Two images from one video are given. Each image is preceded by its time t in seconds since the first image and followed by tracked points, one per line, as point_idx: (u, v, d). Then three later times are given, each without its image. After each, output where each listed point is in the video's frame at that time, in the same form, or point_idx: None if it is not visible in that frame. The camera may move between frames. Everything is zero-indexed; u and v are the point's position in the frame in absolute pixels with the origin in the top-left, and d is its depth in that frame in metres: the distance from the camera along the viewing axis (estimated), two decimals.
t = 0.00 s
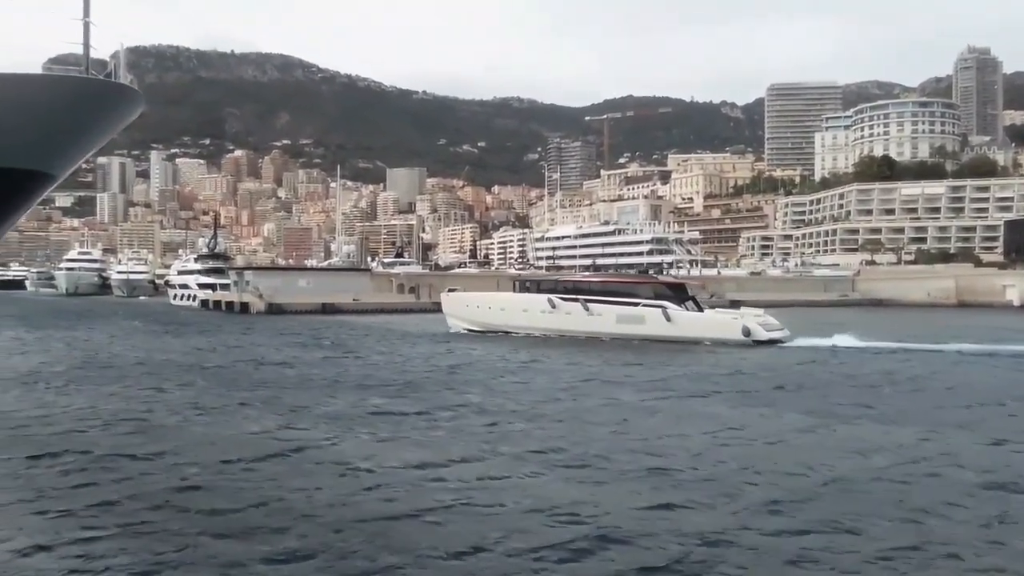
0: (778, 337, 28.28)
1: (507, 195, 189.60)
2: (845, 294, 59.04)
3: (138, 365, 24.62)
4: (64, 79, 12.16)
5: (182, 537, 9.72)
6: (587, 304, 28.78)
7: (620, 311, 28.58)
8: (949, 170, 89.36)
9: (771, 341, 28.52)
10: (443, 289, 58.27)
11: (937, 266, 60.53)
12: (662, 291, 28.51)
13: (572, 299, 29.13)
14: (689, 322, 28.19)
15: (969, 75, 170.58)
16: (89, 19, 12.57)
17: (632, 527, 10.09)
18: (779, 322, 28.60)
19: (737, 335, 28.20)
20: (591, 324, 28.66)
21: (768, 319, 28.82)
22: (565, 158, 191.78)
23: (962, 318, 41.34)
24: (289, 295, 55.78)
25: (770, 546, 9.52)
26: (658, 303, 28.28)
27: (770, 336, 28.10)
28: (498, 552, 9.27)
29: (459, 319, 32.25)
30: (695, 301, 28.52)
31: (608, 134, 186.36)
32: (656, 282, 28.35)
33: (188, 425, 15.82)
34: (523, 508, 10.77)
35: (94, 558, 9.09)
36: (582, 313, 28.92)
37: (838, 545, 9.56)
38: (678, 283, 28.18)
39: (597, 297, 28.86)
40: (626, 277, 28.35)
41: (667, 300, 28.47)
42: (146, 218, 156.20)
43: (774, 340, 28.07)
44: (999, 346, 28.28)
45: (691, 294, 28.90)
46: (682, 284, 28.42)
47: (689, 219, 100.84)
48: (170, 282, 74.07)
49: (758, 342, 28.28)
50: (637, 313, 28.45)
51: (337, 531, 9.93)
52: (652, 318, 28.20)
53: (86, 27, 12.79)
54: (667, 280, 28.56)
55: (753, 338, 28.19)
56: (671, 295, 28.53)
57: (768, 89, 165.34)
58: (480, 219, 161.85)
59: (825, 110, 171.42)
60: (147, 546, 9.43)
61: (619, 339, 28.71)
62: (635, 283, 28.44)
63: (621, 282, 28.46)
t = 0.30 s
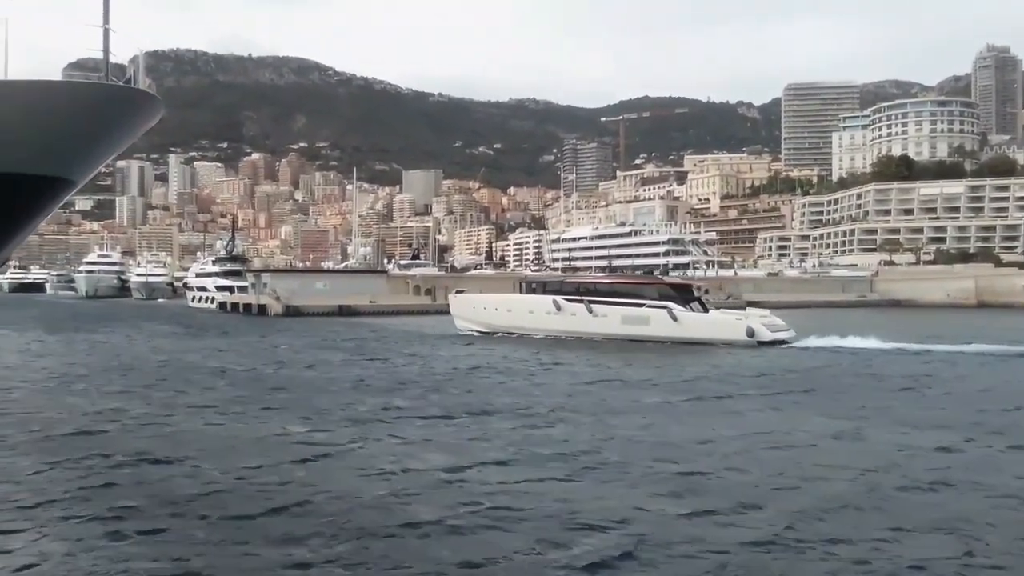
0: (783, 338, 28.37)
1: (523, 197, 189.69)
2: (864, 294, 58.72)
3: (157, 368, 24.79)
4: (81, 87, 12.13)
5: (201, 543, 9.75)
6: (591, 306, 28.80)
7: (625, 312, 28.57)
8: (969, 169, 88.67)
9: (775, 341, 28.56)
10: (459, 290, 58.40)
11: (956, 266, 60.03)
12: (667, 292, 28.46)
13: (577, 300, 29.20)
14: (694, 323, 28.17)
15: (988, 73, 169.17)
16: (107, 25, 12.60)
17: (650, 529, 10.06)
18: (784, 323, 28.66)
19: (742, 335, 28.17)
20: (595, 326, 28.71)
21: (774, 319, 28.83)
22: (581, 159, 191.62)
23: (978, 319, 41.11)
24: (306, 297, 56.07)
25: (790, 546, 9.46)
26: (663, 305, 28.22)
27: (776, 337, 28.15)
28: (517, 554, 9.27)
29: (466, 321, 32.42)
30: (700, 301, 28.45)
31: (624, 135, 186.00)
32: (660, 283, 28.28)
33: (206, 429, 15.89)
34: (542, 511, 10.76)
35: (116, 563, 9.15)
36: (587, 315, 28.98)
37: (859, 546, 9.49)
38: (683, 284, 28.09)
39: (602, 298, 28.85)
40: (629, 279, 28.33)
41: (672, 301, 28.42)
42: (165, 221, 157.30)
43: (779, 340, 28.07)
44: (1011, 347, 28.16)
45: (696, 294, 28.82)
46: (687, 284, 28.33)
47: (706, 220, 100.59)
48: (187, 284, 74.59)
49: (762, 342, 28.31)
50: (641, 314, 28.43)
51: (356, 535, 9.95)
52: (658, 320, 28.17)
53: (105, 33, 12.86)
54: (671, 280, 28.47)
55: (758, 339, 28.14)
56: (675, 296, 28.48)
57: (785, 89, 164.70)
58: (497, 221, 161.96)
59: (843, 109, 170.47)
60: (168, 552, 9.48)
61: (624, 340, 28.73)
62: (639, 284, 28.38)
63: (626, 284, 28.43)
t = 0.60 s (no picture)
0: (788, 338, 28.08)
1: (539, 198, 189.72)
2: (882, 295, 58.34)
3: (179, 369, 25.04)
4: (96, 94, 12.31)
5: (223, 543, 9.94)
6: (596, 307, 29.10)
7: (629, 313, 28.76)
8: (989, 169, 87.97)
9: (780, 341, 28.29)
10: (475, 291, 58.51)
11: (975, 265, 59.47)
12: (672, 293, 28.66)
13: (583, 302, 29.54)
14: (699, 324, 28.15)
15: (1009, 72, 167.65)
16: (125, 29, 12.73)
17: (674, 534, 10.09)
18: (790, 323, 28.40)
19: (746, 336, 27.99)
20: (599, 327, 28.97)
21: (779, 320, 28.59)
22: (597, 160, 191.42)
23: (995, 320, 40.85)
24: (323, 298, 56.35)
25: (814, 552, 9.48)
26: (668, 306, 28.36)
27: (779, 337, 27.94)
28: (541, 557, 9.35)
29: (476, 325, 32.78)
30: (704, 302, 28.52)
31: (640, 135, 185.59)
32: (664, 284, 28.45)
33: (230, 430, 16.04)
34: (567, 513, 10.84)
35: (145, 565, 9.27)
36: (592, 316, 29.25)
37: (882, 549, 9.52)
38: (687, 284, 28.21)
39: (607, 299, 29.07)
40: (634, 279, 28.67)
41: (676, 302, 28.55)
42: (183, 223, 158.39)
43: (782, 340, 27.88)
44: None
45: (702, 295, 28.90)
46: (692, 285, 28.43)
47: (722, 220, 100.27)
48: (206, 286, 75.10)
49: (767, 343, 28.06)
50: (645, 315, 28.57)
51: (382, 535, 10.07)
52: (662, 320, 28.27)
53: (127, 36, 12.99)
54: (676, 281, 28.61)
55: (762, 339, 27.91)
56: (680, 297, 28.60)
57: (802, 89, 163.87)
58: (512, 222, 162.10)
59: (861, 108, 169.41)
60: (195, 553, 9.61)
61: (628, 341, 28.84)
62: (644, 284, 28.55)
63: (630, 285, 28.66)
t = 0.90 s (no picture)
0: (794, 338, 28.06)
1: (554, 198, 189.49)
2: (902, 295, 57.82)
3: (195, 370, 24.97)
4: (113, 99, 10.77)
5: (225, 537, 9.77)
6: (601, 308, 28.97)
7: (634, 313, 28.61)
8: (1010, 167, 87.09)
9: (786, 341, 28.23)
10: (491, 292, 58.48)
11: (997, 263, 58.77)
12: (678, 293, 28.43)
13: (588, 302, 29.42)
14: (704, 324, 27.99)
15: None
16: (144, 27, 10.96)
17: (709, 538, 9.66)
18: (797, 323, 28.39)
19: (752, 336, 27.89)
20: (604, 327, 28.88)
21: (786, 321, 28.58)
22: (612, 159, 191.07)
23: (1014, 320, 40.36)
24: (339, 298, 56.44)
25: (858, 559, 9.05)
26: (674, 305, 28.17)
27: (785, 336, 27.87)
28: (572, 563, 8.92)
29: (482, 324, 32.79)
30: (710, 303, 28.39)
31: (656, 134, 185.03)
32: (670, 284, 28.29)
33: (247, 431, 15.73)
34: (595, 517, 10.44)
35: (159, 566, 8.88)
36: (596, 316, 29.13)
37: (910, 552, 9.23)
38: (693, 284, 28.04)
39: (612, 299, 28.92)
40: (639, 279, 28.45)
41: (682, 302, 28.39)
42: (201, 224, 159.45)
43: (789, 340, 27.85)
44: None
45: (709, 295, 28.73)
46: (698, 285, 28.25)
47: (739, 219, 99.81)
48: (223, 286, 75.45)
49: (773, 343, 27.98)
50: (651, 315, 28.43)
51: (405, 537, 9.67)
52: (667, 320, 28.11)
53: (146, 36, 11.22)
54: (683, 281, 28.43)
55: (767, 339, 27.92)
56: (686, 297, 28.41)
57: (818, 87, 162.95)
58: (528, 222, 161.96)
59: (878, 106, 168.16)
60: (211, 553, 9.24)
61: (634, 341, 28.73)
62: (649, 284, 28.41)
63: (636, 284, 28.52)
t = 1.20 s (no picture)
0: (795, 338, 28.01)
1: (567, 198, 189.25)
2: (919, 294, 57.40)
3: (209, 370, 24.87)
4: (133, 104, 10.44)
5: (239, 533, 9.55)
6: (602, 308, 28.95)
7: (636, 313, 28.66)
8: None
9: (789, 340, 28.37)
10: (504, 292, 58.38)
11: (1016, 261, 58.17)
12: (680, 292, 28.64)
13: (590, 301, 29.40)
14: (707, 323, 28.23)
15: None
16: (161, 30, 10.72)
17: (746, 537, 9.22)
18: (800, 323, 28.21)
19: (755, 335, 28.04)
20: (606, 327, 28.89)
21: (790, 320, 28.44)
22: (625, 158, 190.79)
23: None
24: (353, 299, 56.48)
25: (898, 554, 8.65)
26: (676, 305, 28.33)
27: (788, 335, 28.01)
28: (603, 562, 8.51)
29: (485, 322, 32.84)
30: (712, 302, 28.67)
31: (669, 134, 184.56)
32: (672, 284, 28.52)
33: (263, 433, 15.37)
34: (624, 515, 10.05)
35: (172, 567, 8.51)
36: (597, 317, 29.10)
37: (943, 544, 8.91)
38: (695, 284, 28.35)
39: (615, 299, 29.02)
40: (643, 279, 28.53)
41: (683, 301, 28.61)
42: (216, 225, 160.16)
43: (790, 340, 27.95)
44: None
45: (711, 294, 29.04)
46: (700, 285, 28.55)
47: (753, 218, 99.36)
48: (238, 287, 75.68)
49: (776, 341, 28.09)
50: (653, 315, 28.51)
51: (428, 537, 9.30)
52: (670, 320, 28.27)
53: (163, 38, 10.90)
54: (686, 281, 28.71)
55: (769, 338, 27.99)
56: (687, 297, 28.66)
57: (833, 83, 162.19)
58: (541, 222, 161.81)
59: (893, 103, 167.15)
60: (227, 553, 8.89)
61: (635, 341, 28.82)
62: (652, 284, 28.61)
63: (640, 285, 28.70)
